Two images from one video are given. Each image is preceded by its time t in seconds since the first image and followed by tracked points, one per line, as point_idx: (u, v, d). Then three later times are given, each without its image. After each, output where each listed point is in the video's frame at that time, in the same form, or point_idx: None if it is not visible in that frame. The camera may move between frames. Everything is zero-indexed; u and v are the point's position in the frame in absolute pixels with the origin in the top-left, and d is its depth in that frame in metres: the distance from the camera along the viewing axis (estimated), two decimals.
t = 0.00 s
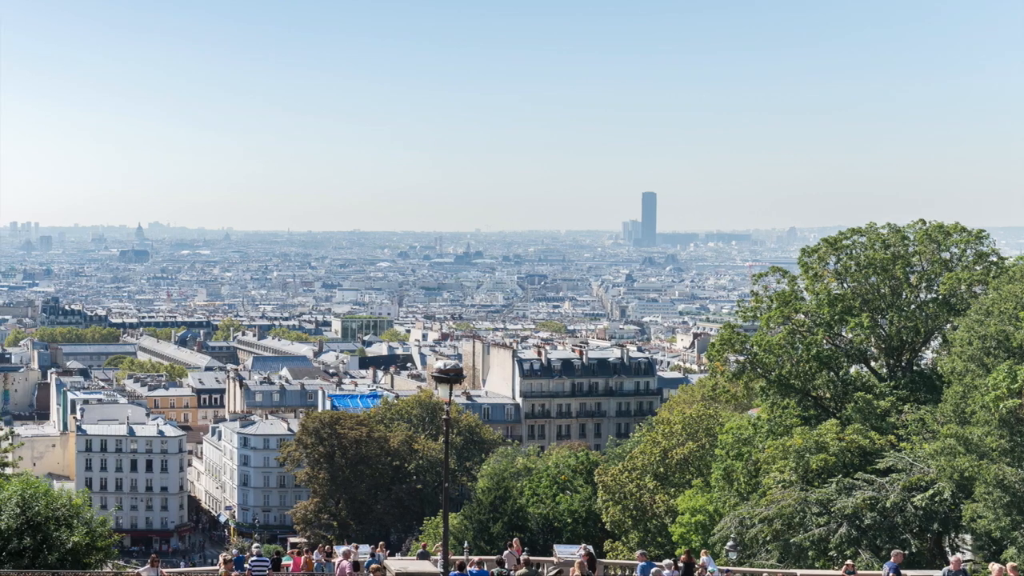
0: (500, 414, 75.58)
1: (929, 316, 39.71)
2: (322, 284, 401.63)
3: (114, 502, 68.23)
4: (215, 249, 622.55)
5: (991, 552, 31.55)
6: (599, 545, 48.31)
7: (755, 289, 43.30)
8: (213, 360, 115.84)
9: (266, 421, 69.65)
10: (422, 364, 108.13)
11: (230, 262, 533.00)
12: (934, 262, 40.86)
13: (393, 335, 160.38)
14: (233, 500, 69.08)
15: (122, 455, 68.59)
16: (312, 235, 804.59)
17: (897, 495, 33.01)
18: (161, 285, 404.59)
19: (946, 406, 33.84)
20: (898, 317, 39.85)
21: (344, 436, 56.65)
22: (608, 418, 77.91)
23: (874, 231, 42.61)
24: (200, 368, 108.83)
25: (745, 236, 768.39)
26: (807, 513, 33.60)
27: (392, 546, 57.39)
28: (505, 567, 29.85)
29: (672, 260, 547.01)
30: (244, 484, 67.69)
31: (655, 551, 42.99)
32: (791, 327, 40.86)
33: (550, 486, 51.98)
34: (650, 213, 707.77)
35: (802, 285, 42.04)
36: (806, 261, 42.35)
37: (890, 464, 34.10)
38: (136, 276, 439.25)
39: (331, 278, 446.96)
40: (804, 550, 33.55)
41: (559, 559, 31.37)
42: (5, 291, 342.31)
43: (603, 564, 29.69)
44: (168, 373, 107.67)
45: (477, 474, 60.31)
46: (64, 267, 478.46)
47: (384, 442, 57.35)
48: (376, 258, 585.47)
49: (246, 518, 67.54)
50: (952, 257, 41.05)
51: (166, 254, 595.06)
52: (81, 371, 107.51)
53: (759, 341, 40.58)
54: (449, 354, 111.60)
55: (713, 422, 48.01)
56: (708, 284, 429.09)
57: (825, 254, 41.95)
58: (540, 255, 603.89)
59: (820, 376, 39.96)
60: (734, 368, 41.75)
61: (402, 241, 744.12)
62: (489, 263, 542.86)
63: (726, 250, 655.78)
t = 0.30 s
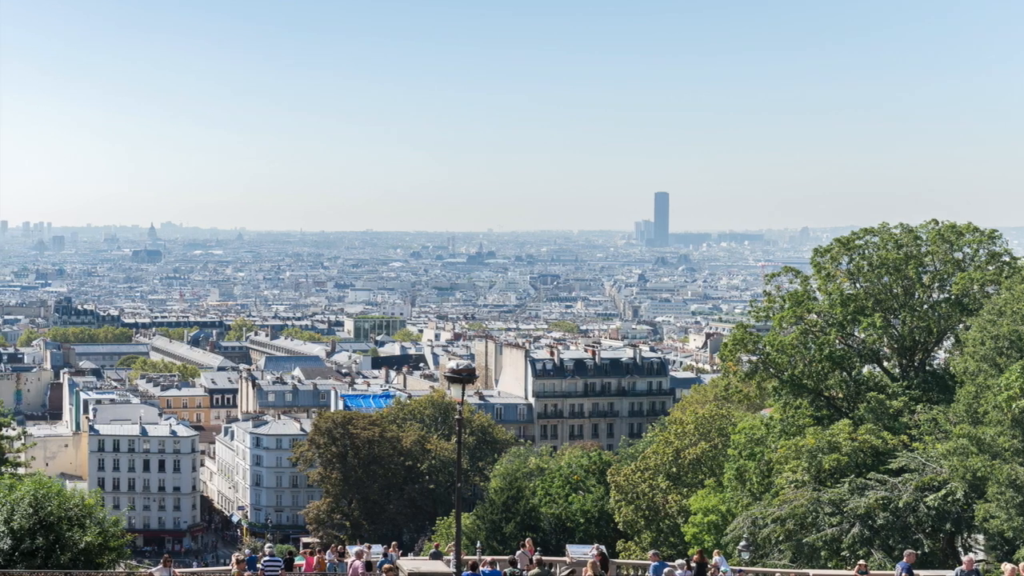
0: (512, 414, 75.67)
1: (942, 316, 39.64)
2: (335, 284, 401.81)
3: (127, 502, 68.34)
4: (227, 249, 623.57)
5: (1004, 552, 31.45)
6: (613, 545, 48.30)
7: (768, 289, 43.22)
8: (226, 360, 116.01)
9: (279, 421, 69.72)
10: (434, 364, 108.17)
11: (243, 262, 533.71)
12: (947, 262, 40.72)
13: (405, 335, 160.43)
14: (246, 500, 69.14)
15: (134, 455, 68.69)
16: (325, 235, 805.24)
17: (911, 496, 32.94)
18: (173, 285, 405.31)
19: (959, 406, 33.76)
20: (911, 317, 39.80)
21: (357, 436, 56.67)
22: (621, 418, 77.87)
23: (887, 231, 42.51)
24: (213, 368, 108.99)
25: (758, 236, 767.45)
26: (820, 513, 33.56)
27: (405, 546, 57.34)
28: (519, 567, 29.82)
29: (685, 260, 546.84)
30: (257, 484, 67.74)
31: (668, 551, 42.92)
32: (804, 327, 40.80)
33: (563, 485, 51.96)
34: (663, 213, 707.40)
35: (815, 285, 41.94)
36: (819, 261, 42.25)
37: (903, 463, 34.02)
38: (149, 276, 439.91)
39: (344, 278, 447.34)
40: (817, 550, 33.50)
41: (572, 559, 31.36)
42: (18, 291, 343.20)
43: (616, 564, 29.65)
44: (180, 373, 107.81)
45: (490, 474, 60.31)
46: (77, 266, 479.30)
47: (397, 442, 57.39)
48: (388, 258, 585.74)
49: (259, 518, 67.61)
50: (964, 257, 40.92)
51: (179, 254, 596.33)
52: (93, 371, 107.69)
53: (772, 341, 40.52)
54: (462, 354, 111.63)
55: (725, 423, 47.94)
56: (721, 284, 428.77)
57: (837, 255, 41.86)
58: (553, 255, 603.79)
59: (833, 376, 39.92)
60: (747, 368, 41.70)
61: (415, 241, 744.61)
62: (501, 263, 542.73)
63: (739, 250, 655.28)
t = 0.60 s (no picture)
0: (525, 414, 75.59)
1: (954, 317, 39.58)
2: (347, 284, 402.12)
3: (139, 502, 68.43)
4: (240, 250, 624.22)
5: (1017, 552, 31.37)
6: (625, 545, 48.45)
7: (781, 289, 43.15)
8: (238, 360, 116.15)
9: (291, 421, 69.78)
10: (447, 364, 108.17)
11: (255, 263, 534.34)
12: (960, 262, 40.60)
13: (418, 335, 160.48)
14: (258, 500, 69.21)
15: (147, 455, 68.79)
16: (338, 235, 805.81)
17: (921, 497, 32.86)
18: (185, 285, 405.93)
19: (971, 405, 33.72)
20: (923, 317, 39.75)
21: (369, 437, 56.70)
22: (633, 418, 77.86)
23: (900, 231, 42.42)
24: (226, 368, 109.16)
25: (771, 237, 766.59)
26: (833, 513, 33.52)
27: (417, 547, 57.26)
28: (532, 568, 29.75)
29: (698, 261, 546.43)
30: (270, 484, 67.80)
31: (680, 551, 42.85)
32: (817, 327, 40.76)
33: (576, 486, 51.93)
34: (676, 213, 707.05)
35: (828, 285, 41.86)
36: (831, 261, 42.13)
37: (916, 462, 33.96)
38: (162, 276, 440.42)
39: (356, 278, 447.66)
40: (829, 550, 33.47)
41: (585, 560, 31.31)
42: (32, 291, 344.05)
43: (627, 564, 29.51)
44: (193, 373, 107.96)
45: (503, 474, 60.32)
46: (90, 267, 480.13)
47: (409, 442, 57.47)
48: (401, 258, 585.92)
49: (272, 518, 67.67)
50: (977, 257, 40.78)
51: (192, 254, 597.56)
52: (106, 371, 107.87)
53: (784, 341, 40.46)
54: (474, 354, 111.65)
55: (738, 422, 47.87)
56: (734, 284, 428.36)
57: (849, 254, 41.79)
58: (565, 256, 603.62)
59: (845, 376, 39.87)
60: (759, 369, 41.63)
61: (428, 241, 744.94)
62: (514, 263, 542.63)
63: (752, 250, 654.74)
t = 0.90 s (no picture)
0: (537, 414, 75.55)
1: (966, 317, 39.49)
2: (360, 285, 402.37)
3: (151, 502, 68.54)
4: (252, 250, 624.77)
5: None
6: (637, 545, 48.69)
7: (793, 289, 43.07)
8: (251, 360, 116.27)
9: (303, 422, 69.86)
10: (459, 364, 108.20)
11: (268, 262, 534.91)
12: (972, 263, 40.46)
13: (430, 336, 160.50)
14: (271, 500, 69.25)
15: (159, 455, 68.90)
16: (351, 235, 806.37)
17: (934, 497, 32.78)
18: (198, 285, 406.40)
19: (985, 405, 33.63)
20: (936, 317, 39.69)
21: (382, 436, 56.72)
22: (646, 418, 77.80)
23: (912, 231, 42.32)
24: (238, 368, 109.30)
25: (784, 237, 765.61)
26: (845, 513, 33.49)
27: (430, 547, 57.26)
28: (544, 567, 29.72)
29: (711, 260, 546.04)
30: (282, 484, 67.88)
31: (693, 551, 42.78)
32: (829, 327, 40.71)
33: (588, 485, 51.93)
34: (688, 213, 706.57)
35: (840, 285, 41.81)
36: (844, 261, 42.04)
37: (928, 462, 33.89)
38: (175, 276, 441.00)
39: (367, 278, 448.24)
40: (842, 550, 33.41)
41: (598, 560, 31.29)
42: (45, 291, 344.73)
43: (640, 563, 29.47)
44: (205, 373, 108.12)
45: (515, 474, 60.33)
46: (103, 267, 480.97)
47: (421, 442, 57.50)
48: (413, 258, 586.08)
49: (284, 518, 67.73)
50: (990, 256, 40.63)
51: (204, 254, 598.62)
52: (119, 371, 108.05)
53: (797, 341, 40.34)
54: (487, 354, 111.66)
55: (751, 422, 47.84)
56: (746, 284, 427.96)
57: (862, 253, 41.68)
58: (578, 255, 603.51)
59: (858, 376, 39.83)
60: (772, 369, 41.58)
61: (440, 241, 745.19)
62: (526, 263, 542.75)
63: (764, 250, 654.17)
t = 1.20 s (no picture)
0: (550, 414, 75.44)
1: (979, 317, 39.38)
2: (372, 285, 402.60)
3: (164, 502, 68.64)
4: (265, 250, 625.45)
5: None
6: (649, 545, 48.55)
7: (806, 289, 43.03)
8: (263, 361, 116.42)
9: (316, 421, 69.93)
10: (471, 364, 108.24)
11: (280, 262, 535.47)
12: (985, 263, 40.32)
13: (442, 336, 160.64)
14: (284, 500, 69.32)
15: (172, 455, 69.01)
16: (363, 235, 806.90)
17: (944, 497, 32.70)
18: (210, 285, 407.02)
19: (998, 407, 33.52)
20: (948, 317, 39.60)
21: (394, 437, 56.76)
22: (658, 418, 77.79)
23: (925, 231, 42.24)
24: (251, 368, 109.47)
25: (797, 237, 764.52)
26: (858, 513, 33.43)
27: (443, 548, 57.17)
28: (557, 567, 29.70)
29: (723, 261, 545.60)
30: (295, 484, 67.94)
31: (706, 551, 42.71)
32: (842, 327, 40.68)
33: (601, 485, 51.91)
34: (701, 213, 706.00)
35: (853, 285, 41.74)
36: (856, 261, 41.98)
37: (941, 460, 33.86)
38: (187, 277, 441.52)
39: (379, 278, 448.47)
40: (854, 550, 33.32)
41: (608, 559, 31.25)
42: (58, 291, 345.52)
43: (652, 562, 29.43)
44: (217, 373, 108.29)
45: (527, 474, 60.34)
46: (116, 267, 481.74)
47: (434, 442, 57.49)
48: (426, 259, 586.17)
49: (297, 518, 67.80)
50: (1002, 258, 40.50)
51: (216, 254, 599.65)
52: (131, 371, 108.24)
53: (810, 341, 40.33)
54: (499, 354, 111.70)
55: (764, 423, 47.78)
56: (758, 284, 427.59)
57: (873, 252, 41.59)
58: (590, 255, 603.39)
59: (871, 376, 39.76)
60: (784, 369, 41.55)
61: (453, 241, 745.54)
62: (538, 263, 542.71)
63: (777, 250, 653.58)
